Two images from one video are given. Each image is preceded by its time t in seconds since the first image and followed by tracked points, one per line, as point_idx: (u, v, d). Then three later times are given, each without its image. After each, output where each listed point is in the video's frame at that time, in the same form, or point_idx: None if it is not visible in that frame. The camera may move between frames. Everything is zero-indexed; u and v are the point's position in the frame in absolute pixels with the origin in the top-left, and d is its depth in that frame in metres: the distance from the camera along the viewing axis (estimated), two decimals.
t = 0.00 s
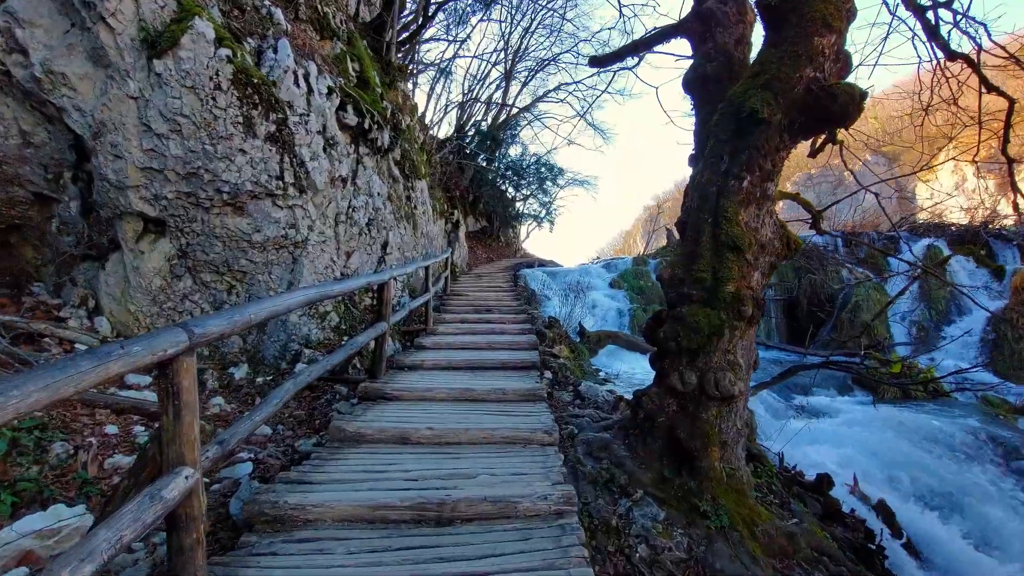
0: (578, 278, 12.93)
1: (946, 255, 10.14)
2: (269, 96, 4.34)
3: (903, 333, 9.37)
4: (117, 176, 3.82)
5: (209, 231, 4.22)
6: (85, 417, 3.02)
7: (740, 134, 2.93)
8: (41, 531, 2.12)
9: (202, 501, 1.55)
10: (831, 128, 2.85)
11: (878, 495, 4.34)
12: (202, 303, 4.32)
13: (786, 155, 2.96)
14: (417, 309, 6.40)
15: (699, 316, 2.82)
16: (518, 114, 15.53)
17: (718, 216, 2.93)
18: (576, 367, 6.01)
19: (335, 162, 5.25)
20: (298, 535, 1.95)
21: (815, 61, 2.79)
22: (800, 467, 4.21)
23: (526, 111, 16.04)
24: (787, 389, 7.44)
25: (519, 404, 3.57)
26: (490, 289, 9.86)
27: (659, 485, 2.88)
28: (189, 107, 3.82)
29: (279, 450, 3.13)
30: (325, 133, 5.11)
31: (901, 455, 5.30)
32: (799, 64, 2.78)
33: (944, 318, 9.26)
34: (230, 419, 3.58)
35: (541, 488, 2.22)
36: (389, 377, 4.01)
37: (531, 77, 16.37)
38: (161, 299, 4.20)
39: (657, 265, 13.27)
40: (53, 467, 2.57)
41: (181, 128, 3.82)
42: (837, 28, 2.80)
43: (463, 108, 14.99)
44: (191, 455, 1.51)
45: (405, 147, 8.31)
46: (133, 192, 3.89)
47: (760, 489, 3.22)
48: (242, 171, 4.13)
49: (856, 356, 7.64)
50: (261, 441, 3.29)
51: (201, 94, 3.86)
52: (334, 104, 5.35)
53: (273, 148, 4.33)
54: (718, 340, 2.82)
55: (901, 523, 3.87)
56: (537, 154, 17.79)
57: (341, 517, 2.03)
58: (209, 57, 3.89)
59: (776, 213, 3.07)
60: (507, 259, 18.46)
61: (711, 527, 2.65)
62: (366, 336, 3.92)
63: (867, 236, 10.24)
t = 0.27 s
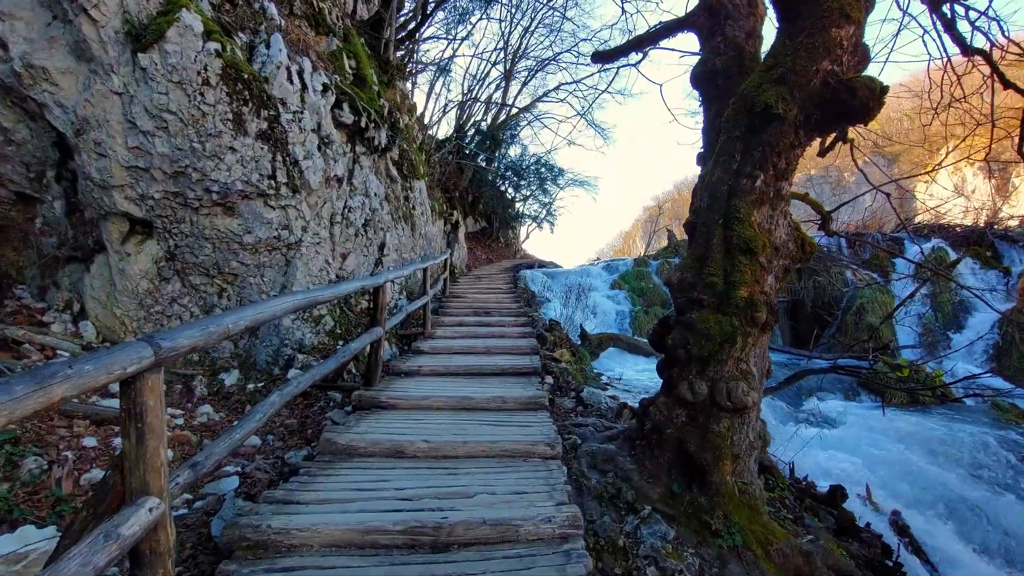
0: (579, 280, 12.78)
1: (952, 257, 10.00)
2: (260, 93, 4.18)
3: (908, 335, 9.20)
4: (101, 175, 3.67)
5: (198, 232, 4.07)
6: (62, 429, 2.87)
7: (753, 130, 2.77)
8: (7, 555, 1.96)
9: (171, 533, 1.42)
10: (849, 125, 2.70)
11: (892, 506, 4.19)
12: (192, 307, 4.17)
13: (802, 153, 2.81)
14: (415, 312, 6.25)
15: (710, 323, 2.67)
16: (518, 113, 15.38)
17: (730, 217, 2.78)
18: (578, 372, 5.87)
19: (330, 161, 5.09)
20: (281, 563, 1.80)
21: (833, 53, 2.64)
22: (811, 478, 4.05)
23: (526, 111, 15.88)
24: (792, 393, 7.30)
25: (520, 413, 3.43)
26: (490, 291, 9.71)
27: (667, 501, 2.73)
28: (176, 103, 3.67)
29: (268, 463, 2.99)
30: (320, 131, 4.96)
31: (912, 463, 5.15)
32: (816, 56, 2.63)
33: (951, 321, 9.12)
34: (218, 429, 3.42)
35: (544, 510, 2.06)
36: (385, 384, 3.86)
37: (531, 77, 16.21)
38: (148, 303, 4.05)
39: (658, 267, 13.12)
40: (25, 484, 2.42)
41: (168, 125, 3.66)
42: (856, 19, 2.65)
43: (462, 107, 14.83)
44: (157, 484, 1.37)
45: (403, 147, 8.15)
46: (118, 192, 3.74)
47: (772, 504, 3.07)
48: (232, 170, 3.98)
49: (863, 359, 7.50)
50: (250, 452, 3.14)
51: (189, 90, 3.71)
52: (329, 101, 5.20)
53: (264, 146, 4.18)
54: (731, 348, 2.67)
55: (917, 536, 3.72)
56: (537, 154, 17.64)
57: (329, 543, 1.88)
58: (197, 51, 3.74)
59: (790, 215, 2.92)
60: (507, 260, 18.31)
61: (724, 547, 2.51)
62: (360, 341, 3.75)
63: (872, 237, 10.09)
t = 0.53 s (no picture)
0: (579, 280, 12.63)
1: (956, 258, 9.88)
2: (251, 89, 4.03)
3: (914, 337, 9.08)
4: (84, 175, 3.52)
5: (187, 234, 3.92)
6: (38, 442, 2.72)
7: (766, 128, 2.63)
8: None
9: None
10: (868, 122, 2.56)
11: (905, 518, 4.06)
12: (181, 311, 4.03)
13: (818, 151, 2.67)
14: (413, 315, 6.11)
15: (721, 332, 2.53)
16: (518, 112, 15.23)
17: (741, 220, 2.64)
18: (579, 376, 5.73)
19: (324, 160, 4.95)
20: None
21: (852, 47, 2.49)
22: (822, 489, 3.91)
23: (525, 110, 15.72)
24: (797, 397, 7.17)
25: (520, 423, 3.28)
26: (489, 292, 9.56)
27: (676, 518, 2.60)
28: (162, 100, 3.52)
29: (256, 477, 2.85)
30: (313, 129, 4.81)
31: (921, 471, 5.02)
32: (833, 50, 2.48)
33: (957, 323, 9.00)
34: (205, 440, 3.28)
35: (547, 536, 1.92)
36: (381, 392, 3.72)
37: (531, 75, 16.05)
38: (134, 307, 3.90)
39: (659, 267, 12.97)
40: None
41: (153, 123, 3.51)
42: (877, 10, 2.50)
43: (461, 105, 14.67)
44: (116, 525, 1.24)
45: (401, 146, 8.00)
46: (101, 192, 3.59)
47: (784, 520, 2.94)
48: (221, 169, 3.82)
49: (869, 362, 7.37)
50: (237, 466, 2.99)
51: (175, 85, 3.56)
52: (324, 99, 5.05)
53: (255, 144, 4.03)
54: (743, 358, 2.53)
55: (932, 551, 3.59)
56: (536, 153, 17.48)
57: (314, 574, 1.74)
58: (183, 45, 3.59)
59: (805, 217, 2.78)
60: (506, 260, 18.15)
61: (736, 569, 2.37)
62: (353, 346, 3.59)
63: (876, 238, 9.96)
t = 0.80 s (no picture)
0: (578, 280, 12.51)
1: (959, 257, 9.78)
2: (242, 83, 3.90)
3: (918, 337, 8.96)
4: (67, 171, 3.38)
5: (175, 233, 3.79)
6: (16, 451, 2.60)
7: (779, 122, 2.52)
8: None
9: None
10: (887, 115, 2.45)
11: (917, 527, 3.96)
12: (170, 313, 3.89)
13: (833, 146, 2.56)
14: (410, 316, 5.98)
15: (734, 335, 2.41)
16: (516, 111, 15.11)
17: (753, 218, 2.52)
18: (580, 379, 5.61)
19: (319, 157, 4.82)
20: None
21: (870, 35, 2.38)
22: (832, 497, 3.80)
23: (524, 109, 15.60)
24: (801, 400, 7.05)
25: (521, 430, 3.16)
26: (487, 292, 9.43)
27: (685, 531, 2.47)
28: (148, 94, 3.39)
29: (244, 487, 2.72)
30: (307, 125, 4.68)
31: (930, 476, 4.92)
32: (851, 39, 2.37)
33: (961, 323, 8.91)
34: (193, 448, 3.15)
35: (551, 555, 1.80)
36: (376, 396, 3.59)
37: (530, 73, 15.94)
38: (121, 309, 3.76)
39: (659, 267, 12.86)
40: None
41: (139, 117, 3.38)
42: None
43: (459, 104, 14.54)
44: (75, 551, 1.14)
45: (398, 144, 7.87)
46: (85, 189, 3.46)
47: (797, 531, 2.82)
48: (210, 166, 3.69)
49: (874, 364, 7.26)
50: (225, 475, 2.86)
51: (162, 78, 3.43)
52: (318, 94, 4.92)
53: (246, 140, 3.89)
54: (756, 363, 2.41)
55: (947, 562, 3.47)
56: (535, 152, 17.36)
57: None
58: (171, 37, 3.47)
59: (820, 214, 2.66)
60: (504, 260, 18.02)
61: None
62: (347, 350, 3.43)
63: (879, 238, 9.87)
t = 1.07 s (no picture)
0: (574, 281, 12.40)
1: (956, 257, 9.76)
2: (228, 75, 3.75)
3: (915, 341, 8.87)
4: (44, 166, 3.23)
5: (159, 232, 3.64)
6: None
7: (790, 115, 2.42)
8: None
9: None
10: (903, 109, 2.36)
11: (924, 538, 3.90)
12: (153, 315, 3.74)
13: (846, 142, 2.46)
14: (403, 318, 5.84)
15: (745, 339, 2.29)
16: (511, 110, 15.00)
17: (763, 216, 2.41)
18: (577, 382, 5.49)
19: (310, 154, 4.68)
20: None
21: (886, 25, 2.29)
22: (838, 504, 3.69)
23: (519, 108, 15.49)
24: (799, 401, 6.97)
25: (518, 436, 3.03)
26: (481, 293, 9.31)
27: (692, 544, 2.36)
28: (129, 86, 3.24)
29: (228, 499, 2.57)
30: (298, 121, 4.54)
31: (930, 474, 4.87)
32: (866, 29, 2.28)
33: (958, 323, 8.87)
34: (175, 456, 3.00)
35: None
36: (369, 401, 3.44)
37: (524, 73, 15.83)
38: (101, 310, 3.60)
39: (654, 268, 12.78)
40: None
41: (120, 110, 3.23)
42: None
43: (453, 103, 14.40)
44: None
45: (391, 142, 7.73)
46: (63, 185, 3.31)
47: (806, 541, 2.71)
48: (195, 162, 3.54)
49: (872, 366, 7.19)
50: (208, 485, 2.72)
51: (144, 69, 3.29)
52: (309, 89, 4.79)
53: (232, 135, 3.75)
54: (767, 368, 2.30)
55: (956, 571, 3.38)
56: (530, 152, 17.25)
57: None
58: (154, 26, 3.32)
59: (831, 213, 2.56)
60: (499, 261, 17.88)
61: None
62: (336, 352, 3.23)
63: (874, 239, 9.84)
